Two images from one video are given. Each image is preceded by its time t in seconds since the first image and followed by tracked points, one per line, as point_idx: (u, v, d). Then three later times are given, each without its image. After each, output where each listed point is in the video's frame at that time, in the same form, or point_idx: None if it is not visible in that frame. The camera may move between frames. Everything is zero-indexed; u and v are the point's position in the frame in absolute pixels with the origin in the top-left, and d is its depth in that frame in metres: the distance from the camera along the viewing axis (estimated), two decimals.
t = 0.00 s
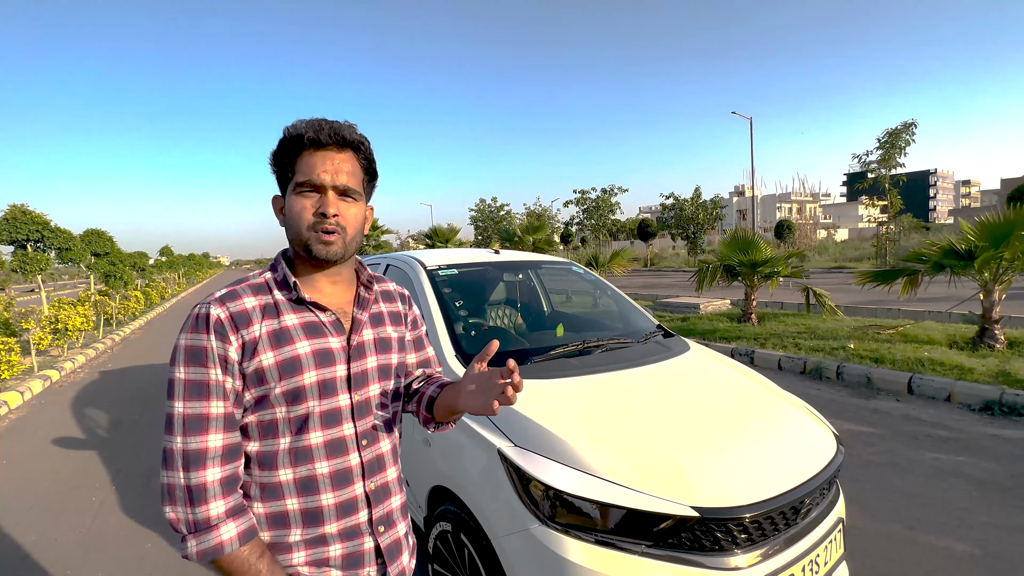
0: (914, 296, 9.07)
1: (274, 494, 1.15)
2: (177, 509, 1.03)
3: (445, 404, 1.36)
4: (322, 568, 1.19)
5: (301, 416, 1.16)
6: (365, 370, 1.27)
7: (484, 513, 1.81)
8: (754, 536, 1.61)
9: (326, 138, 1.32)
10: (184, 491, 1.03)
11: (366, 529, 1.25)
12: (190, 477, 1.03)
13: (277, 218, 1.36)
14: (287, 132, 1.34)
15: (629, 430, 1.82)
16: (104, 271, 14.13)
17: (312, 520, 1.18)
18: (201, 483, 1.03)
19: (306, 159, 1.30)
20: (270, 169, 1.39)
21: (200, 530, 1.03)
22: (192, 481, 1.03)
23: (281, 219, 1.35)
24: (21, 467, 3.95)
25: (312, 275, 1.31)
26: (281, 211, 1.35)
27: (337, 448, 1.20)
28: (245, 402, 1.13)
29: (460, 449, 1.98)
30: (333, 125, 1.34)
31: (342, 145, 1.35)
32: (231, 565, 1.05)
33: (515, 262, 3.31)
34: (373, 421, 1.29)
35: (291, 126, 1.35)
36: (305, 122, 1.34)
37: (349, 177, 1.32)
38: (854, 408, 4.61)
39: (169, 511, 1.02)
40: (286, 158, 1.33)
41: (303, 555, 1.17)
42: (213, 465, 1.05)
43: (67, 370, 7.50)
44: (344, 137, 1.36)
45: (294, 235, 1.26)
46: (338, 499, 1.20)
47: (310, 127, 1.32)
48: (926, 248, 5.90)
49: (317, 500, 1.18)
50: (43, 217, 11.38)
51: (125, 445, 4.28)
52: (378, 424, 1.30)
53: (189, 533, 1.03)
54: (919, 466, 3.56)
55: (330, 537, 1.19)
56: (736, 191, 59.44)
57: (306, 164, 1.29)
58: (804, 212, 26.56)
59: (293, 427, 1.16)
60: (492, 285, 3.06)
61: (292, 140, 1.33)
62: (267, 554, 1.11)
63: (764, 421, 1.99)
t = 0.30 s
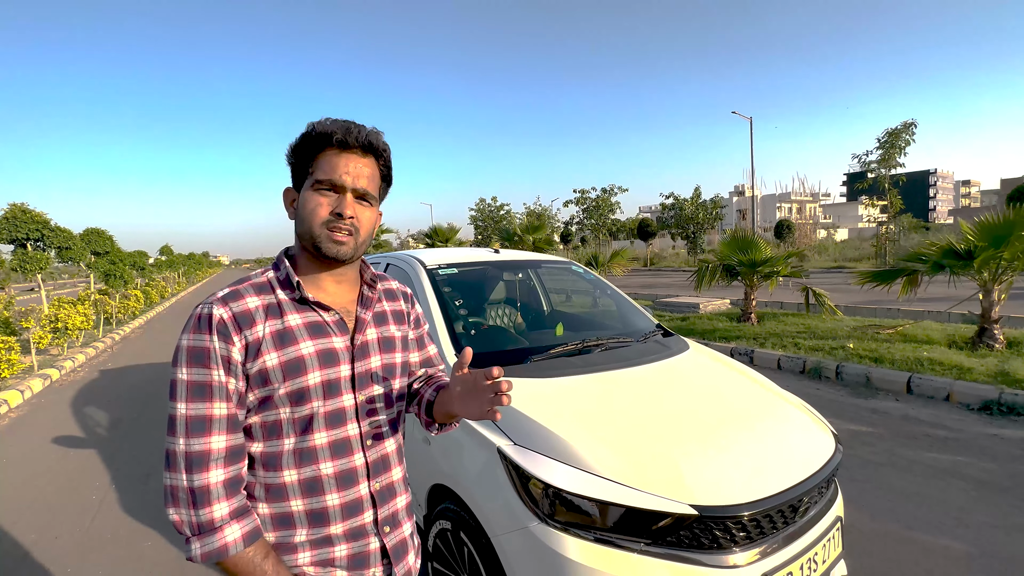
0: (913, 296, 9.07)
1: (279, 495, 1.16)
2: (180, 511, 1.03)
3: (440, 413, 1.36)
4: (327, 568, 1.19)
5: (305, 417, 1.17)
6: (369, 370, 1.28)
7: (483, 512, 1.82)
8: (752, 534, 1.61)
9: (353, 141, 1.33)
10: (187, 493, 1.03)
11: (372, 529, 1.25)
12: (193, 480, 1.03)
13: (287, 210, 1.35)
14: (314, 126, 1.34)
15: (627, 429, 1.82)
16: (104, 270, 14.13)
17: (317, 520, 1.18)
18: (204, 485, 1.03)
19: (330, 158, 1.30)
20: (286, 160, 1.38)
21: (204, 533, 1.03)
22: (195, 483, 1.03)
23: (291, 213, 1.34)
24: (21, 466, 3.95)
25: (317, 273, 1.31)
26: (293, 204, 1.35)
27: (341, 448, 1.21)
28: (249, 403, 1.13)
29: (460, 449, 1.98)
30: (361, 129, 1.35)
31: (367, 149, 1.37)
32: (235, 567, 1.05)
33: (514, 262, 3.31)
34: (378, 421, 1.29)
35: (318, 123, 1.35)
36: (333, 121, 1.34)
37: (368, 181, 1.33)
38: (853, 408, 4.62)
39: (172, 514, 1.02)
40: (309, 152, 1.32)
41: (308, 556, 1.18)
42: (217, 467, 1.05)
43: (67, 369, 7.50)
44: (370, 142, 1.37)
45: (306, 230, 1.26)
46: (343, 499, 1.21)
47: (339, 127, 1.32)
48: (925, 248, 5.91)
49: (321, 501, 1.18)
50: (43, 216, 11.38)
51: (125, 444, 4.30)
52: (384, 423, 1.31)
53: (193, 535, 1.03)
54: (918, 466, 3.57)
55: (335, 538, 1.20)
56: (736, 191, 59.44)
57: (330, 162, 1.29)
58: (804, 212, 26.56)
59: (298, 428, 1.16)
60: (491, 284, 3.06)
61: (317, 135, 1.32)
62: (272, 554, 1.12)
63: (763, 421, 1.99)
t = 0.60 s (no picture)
0: (913, 296, 9.08)
1: (283, 495, 1.16)
2: (183, 510, 1.04)
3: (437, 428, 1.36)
4: (329, 568, 1.20)
5: (310, 417, 1.17)
6: (374, 370, 1.29)
7: (482, 510, 1.83)
8: (750, 533, 1.62)
9: (365, 141, 1.34)
10: (190, 493, 1.04)
11: (374, 530, 1.26)
12: (197, 480, 1.03)
13: (294, 209, 1.35)
14: (324, 124, 1.34)
15: (626, 427, 1.83)
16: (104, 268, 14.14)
17: (320, 521, 1.19)
18: (208, 485, 1.04)
19: (342, 159, 1.30)
20: (292, 157, 1.37)
21: (208, 533, 1.03)
22: (199, 483, 1.03)
23: (299, 212, 1.34)
24: (21, 464, 3.96)
25: (324, 274, 1.31)
26: (301, 203, 1.35)
27: (345, 449, 1.22)
28: (253, 402, 1.14)
29: (461, 448, 1.99)
30: (372, 130, 1.36)
31: (377, 151, 1.37)
32: (239, 566, 1.06)
33: (515, 260, 3.31)
34: (383, 422, 1.30)
35: (328, 121, 1.35)
36: (343, 120, 1.34)
37: (379, 183, 1.34)
38: (852, 407, 4.62)
39: (176, 513, 1.03)
40: (320, 151, 1.32)
41: (311, 556, 1.19)
42: (220, 467, 1.05)
43: (68, 368, 7.51)
44: (380, 143, 1.38)
45: (318, 232, 1.26)
46: (347, 500, 1.21)
47: (350, 127, 1.32)
48: (925, 247, 5.91)
49: (325, 502, 1.19)
50: (42, 214, 11.37)
51: (125, 442, 4.31)
52: (387, 424, 1.32)
53: (197, 535, 1.03)
54: (917, 465, 3.57)
55: (338, 538, 1.20)
56: (736, 190, 59.44)
57: (342, 163, 1.29)
58: (805, 211, 26.55)
59: (302, 428, 1.17)
60: (491, 283, 3.07)
61: (328, 135, 1.32)
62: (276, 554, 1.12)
63: (762, 420, 2.00)
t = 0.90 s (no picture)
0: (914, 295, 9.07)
1: (285, 497, 1.17)
2: (183, 514, 1.04)
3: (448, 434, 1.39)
4: (332, 569, 1.22)
5: (312, 418, 1.18)
6: (375, 370, 1.29)
7: (481, 508, 1.83)
8: (749, 530, 1.62)
9: (351, 135, 1.33)
10: (189, 497, 1.04)
11: (377, 531, 1.28)
12: (196, 484, 1.04)
13: (288, 209, 1.36)
14: (310, 121, 1.34)
15: (624, 425, 1.83)
16: (105, 267, 14.16)
17: (323, 522, 1.20)
18: (207, 489, 1.04)
19: (329, 154, 1.30)
20: (282, 158, 1.38)
21: (208, 537, 1.04)
22: (198, 487, 1.04)
23: (292, 212, 1.35)
24: (23, 462, 3.98)
25: (320, 273, 1.32)
26: (293, 203, 1.36)
27: (347, 450, 1.22)
28: (254, 404, 1.14)
29: (461, 447, 1.99)
30: (358, 122, 1.35)
31: (365, 143, 1.37)
32: (240, 570, 1.07)
33: (514, 259, 3.32)
34: (384, 422, 1.31)
35: (313, 117, 1.35)
36: (328, 115, 1.34)
37: (369, 177, 1.34)
38: (853, 406, 4.62)
39: (175, 518, 1.04)
40: (308, 150, 1.32)
41: (314, 557, 1.20)
42: (220, 471, 1.06)
43: (70, 366, 7.54)
44: (368, 135, 1.37)
45: (310, 231, 1.27)
46: (350, 501, 1.22)
47: (335, 122, 1.32)
48: (925, 246, 5.92)
49: (327, 503, 1.20)
50: (44, 213, 11.39)
51: (127, 440, 4.33)
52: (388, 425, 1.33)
53: (197, 539, 1.04)
54: (916, 464, 3.57)
55: (341, 540, 1.22)
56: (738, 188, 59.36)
57: (329, 159, 1.29)
58: (806, 209, 26.53)
59: (304, 430, 1.18)
60: (491, 281, 3.07)
61: (315, 132, 1.33)
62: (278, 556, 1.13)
63: (761, 418, 2.00)
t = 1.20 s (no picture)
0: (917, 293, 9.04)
1: (288, 503, 1.17)
2: (183, 526, 1.04)
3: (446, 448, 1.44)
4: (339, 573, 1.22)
5: (314, 421, 1.18)
6: (376, 370, 1.30)
7: (481, 506, 1.84)
8: (748, 528, 1.62)
9: (329, 123, 1.33)
10: (189, 508, 1.04)
11: (383, 532, 1.28)
12: (195, 494, 1.03)
13: (276, 208, 1.36)
14: (285, 117, 1.34)
15: (623, 423, 1.83)
16: (107, 266, 14.20)
17: (330, 526, 1.20)
18: (207, 500, 1.04)
19: (309, 147, 1.30)
20: (264, 158, 1.38)
21: (210, 547, 1.04)
22: (198, 498, 1.03)
23: (280, 210, 1.36)
24: (25, 460, 3.99)
25: (316, 269, 1.33)
26: (281, 202, 1.36)
27: (352, 452, 1.23)
28: (254, 409, 1.14)
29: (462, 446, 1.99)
30: (335, 110, 1.34)
31: (344, 131, 1.36)
32: None
33: (515, 258, 3.31)
34: (387, 422, 1.32)
35: (288, 112, 1.35)
36: (304, 107, 1.34)
37: (354, 165, 1.34)
38: (854, 404, 4.61)
39: (175, 529, 1.03)
40: (289, 145, 1.32)
41: (319, 563, 1.20)
42: (219, 480, 1.06)
43: (73, 364, 7.58)
44: (346, 121, 1.36)
45: (300, 227, 1.27)
46: (355, 504, 1.23)
47: (311, 113, 1.32)
48: (928, 244, 5.91)
49: (332, 507, 1.20)
50: (48, 212, 11.43)
51: (128, 438, 4.34)
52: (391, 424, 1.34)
53: (198, 551, 1.03)
54: (917, 462, 3.56)
55: (347, 544, 1.22)
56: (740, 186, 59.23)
57: (310, 152, 1.30)
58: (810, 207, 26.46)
59: (306, 433, 1.18)
60: (491, 280, 3.07)
61: (293, 126, 1.33)
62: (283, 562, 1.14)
63: (760, 416, 1.99)
